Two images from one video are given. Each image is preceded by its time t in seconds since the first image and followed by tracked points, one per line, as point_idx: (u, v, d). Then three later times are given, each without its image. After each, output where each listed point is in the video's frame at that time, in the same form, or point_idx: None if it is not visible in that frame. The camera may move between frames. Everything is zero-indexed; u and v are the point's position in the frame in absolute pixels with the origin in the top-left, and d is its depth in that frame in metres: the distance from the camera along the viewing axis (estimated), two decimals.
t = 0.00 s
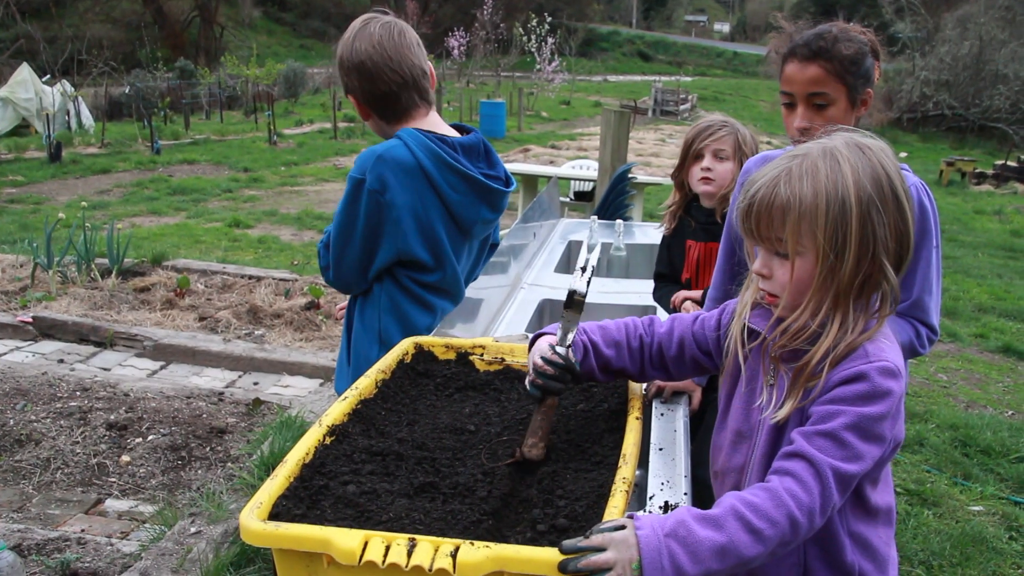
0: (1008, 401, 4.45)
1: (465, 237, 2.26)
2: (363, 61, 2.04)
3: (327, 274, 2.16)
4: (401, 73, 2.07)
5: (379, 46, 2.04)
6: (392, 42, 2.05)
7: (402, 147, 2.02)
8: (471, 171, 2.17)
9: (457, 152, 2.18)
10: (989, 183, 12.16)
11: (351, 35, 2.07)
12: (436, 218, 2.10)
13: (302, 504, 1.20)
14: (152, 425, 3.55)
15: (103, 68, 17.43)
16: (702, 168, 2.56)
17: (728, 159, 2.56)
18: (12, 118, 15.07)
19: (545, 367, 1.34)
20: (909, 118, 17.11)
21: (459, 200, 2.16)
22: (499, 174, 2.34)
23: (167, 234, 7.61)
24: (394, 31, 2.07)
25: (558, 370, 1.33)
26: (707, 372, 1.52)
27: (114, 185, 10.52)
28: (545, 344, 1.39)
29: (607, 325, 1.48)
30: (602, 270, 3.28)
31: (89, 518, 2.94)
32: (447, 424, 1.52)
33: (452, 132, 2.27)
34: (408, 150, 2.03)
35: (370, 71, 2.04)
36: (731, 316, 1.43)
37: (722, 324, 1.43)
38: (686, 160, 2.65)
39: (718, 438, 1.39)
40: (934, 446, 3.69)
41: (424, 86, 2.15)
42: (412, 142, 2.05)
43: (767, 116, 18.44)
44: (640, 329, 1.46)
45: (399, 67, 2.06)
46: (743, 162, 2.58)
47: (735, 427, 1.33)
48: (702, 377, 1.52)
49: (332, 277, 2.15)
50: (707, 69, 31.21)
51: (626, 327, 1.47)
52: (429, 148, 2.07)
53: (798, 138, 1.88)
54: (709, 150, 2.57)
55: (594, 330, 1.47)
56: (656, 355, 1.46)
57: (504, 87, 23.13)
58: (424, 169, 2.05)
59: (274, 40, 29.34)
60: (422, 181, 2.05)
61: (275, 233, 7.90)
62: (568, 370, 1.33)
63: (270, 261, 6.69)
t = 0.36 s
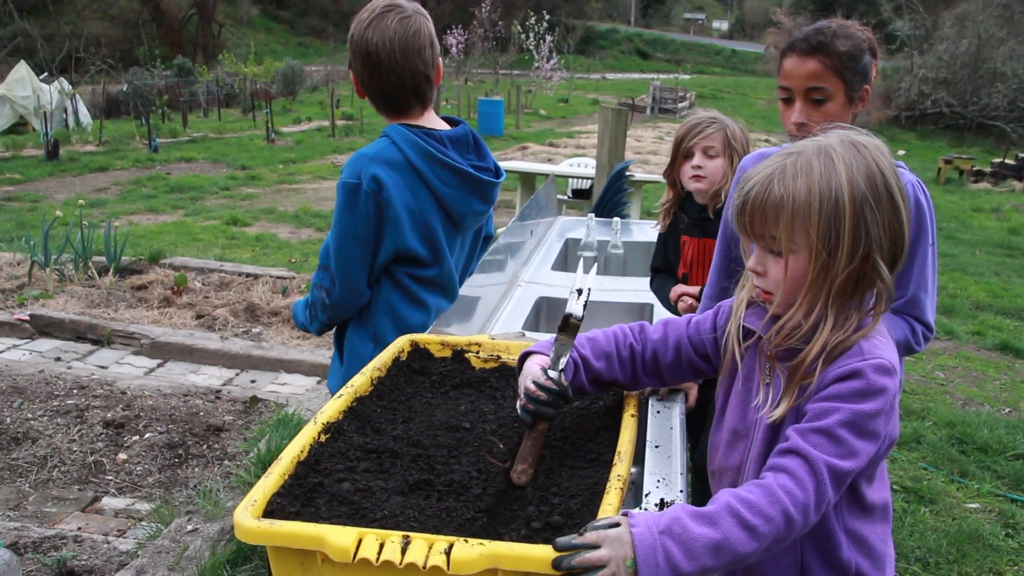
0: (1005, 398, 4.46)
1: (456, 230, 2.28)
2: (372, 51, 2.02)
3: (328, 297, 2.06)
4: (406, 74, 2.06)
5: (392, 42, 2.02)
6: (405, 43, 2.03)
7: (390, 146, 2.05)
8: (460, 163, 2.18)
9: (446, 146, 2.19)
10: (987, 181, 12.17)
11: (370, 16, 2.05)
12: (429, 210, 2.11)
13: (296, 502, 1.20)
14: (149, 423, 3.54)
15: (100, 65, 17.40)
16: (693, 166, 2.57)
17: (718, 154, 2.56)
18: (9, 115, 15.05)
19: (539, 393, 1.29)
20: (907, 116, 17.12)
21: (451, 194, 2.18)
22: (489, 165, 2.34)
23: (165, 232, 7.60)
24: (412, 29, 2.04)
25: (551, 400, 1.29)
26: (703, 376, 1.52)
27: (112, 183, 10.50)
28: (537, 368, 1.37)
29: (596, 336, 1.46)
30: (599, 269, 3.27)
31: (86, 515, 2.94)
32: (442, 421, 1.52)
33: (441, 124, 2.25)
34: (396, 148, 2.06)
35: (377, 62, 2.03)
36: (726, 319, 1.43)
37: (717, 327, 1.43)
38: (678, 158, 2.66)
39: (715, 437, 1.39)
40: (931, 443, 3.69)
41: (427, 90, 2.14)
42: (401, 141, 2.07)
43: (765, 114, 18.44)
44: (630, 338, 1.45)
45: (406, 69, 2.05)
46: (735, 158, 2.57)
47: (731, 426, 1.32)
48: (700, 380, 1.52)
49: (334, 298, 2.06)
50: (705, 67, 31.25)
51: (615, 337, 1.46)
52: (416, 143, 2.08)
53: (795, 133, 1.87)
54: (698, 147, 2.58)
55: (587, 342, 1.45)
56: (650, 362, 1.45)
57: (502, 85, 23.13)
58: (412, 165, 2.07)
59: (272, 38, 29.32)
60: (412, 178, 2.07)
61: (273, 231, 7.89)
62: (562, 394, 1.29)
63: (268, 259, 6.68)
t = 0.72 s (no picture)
0: (1000, 397, 4.47)
1: (450, 225, 2.28)
2: (371, 54, 2.01)
3: (326, 299, 2.03)
4: (402, 79, 2.06)
5: (391, 47, 2.01)
6: (405, 48, 2.02)
7: (382, 142, 2.04)
8: (452, 158, 2.18)
9: (438, 141, 2.19)
10: (983, 179, 12.18)
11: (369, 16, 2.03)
12: (424, 204, 2.11)
13: (291, 500, 1.19)
14: (144, 422, 3.54)
15: (95, 62, 17.36)
16: (687, 167, 2.56)
17: (712, 156, 2.55)
18: (4, 113, 15.00)
19: (536, 385, 1.28)
20: (903, 114, 17.14)
21: (445, 188, 2.18)
22: (481, 160, 2.34)
23: (160, 230, 7.58)
24: (412, 34, 2.04)
25: (548, 390, 1.28)
26: (699, 368, 1.52)
27: (107, 180, 10.47)
28: (535, 360, 1.36)
29: (595, 321, 1.45)
30: (594, 267, 3.28)
31: (81, 514, 2.93)
32: (437, 420, 1.52)
33: (431, 121, 2.25)
34: (389, 144, 2.05)
35: (375, 64, 2.02)
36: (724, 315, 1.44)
37: (715, 323, 1.44)
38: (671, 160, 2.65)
39: (712, 436, 1.39)
40: (926, 441, 3.70)
41: (421, 94, 2.14)
42: (394, 138, 2.07)
43: (761, 113, 18.45)
44: (629, 323, 1.44)
45: (403, 74, 2.05)
46: (728, 157, 2.57)
47: (728, 424, 1.33)
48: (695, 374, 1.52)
49: (332, 299, 2.03)
50: (701, 65, 31.28)
51: (614, 322, 1.45)
52: (408, 139, 2.08)
53: (793, 129, 1.87)
54: (692, 148, 2.58)
55: (585, 328, 1.44)
56: (647, 349, 1.45)
57: (499, 83, 23.11)
58: (405, 160, 2.07)
59: (268, 35, 29.30)
60: (406, 174, 2.07)
61: (268, 229, 7.88)
62: (560, 383, 1.29)
63: (263, 257, 6.67)
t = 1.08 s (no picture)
0: (1004, 395, 4.46)
1: (459, 222, 2.28)
2: (374, 57, 2.01)
3: (342, 295, 2.00)
4: (407, 78, 2.06)
5: (395, 49, 2.01)
6: (409, 48, 2.02)
7: (396, 138, 2.04)
8: (463, 155, 2.18)
9: (448, 139, 2.19)
10: (987, 177, 12.15)
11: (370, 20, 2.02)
12: (436, 201, 2.11)
13: (296, 499, 1.19)
14: (149, 422, 3.54)
15: (98, 63, 17.40)
16: (693, 167, 2.55)
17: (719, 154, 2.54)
18: (8, 114, 15.03)
19: (540, 378, 1.31)
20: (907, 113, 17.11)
21: (455, 186, 2.18)
22: (486, 158, 2.34)
23: (164, 230, 7.60)
24: (414, 33, 2.03)
25: (551, 382, 1.30)
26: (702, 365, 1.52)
27: (111, 181, 10.49)
28: (540, 354, 1.38)
29: (602, 316, 1.46)
30: (598, 267, 3.27)
31: (86, 514, 2.94)
32: (441, 419, 1.52)
33: (438, 120, 2.25)
34: (402, 141, 2.05)
35: (379, 67, 2.02)
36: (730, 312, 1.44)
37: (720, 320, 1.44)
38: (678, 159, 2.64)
39: (715, 435, 1.39)
40: (930, 440, 3.69)
41: (427, 93, 2.14)
42: (407, 135, 2.06)
43: (764, 112, 18.44)
44: (636, 317, 1.45)
45: (407, 75, 2.05)
46: (736, 157, 2.54)
47: (732, 424, 1.33)
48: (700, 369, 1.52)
49: (348, 296, 2.01)
50: (704, 64, 31.28)
51: (621, 316, 1.46)
52: (422, 137, 2.08)
53: (810, 121, 1.87)
54: (699, 148, 2.55)
55: (591, 321, 1.46)
56: (654, 344, 1.46)
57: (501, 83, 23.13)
58: (418, 157, 2.07)
59: (271, 36, 29.35)
60: (419, 171, 2.06)
61: (272, 229, 7.89)
62: (564, 377, 1.31)
63: (267, 257, 6.68)
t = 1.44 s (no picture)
0: (1001, 395, 4.46)
1: (455, 223, 2.28)
2: (375, 54, 2.01)
3: (338, 292, 2.00)
4: (408, 77, 2.06)
5: (395, 46, 2.01)
6: (409, 46, 2.02)
7: (393, 137, 2.04)
8: (460, 156, 2.19)
9: (445, 139, 2.20)
10: (984, 177, 12.18)
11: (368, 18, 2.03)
12: (433, 202, 2.11)
13: (291, 500, 1.20)
14: (146, 422, 3.54)
15: (96, 63, 17.39)
16: (693, 168, 2.56)
17: (719, 156, 2.56)
18: (6, 114, 15.01)
19: (540, 371, 1.33)
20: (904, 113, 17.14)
21: (452, 186, 2.18)
22: (483, 159, 2.34)
23: (162, 231, 7.59)
24: (414, 30, 2.04)
25: (549, 375, 1.32)
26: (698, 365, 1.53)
27: (108, 181, 10.48)
28: (540, 348, 1.40)
29: (602, 312, 1.48)
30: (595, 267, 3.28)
31: (83, 514, 2.94)
32: (437, 419, 1.53)
33: (434, 120, 2.25)
34: (400, 141, 2.05)
35: (379, 64, 2.02)
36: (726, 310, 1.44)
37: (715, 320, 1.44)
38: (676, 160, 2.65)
39: (710, 436, 1.39)
40: (927, 440, 3.70)
41: (425, 93, 2.15)
42: (404, 134, 2.07)
43: (762, 112, 18.47)
44: (637, 315, 1.47)
45: (408, 73, 2.05)
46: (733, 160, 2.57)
47: (726, 423, 1.33)
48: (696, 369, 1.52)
49: (343, 293, 2.01)
50: (702, 64, 31.35)
51: (622, 313, 1.48)
52: (419, 136, 2.09)
53: (816, 119, 1.85)
54: (699, 149, 2.57)
55: (591, 318, 1.48)
56: (654, 342, 1.47)
57: (500, 83, 23.15)
58: (415, 157, 2.07)
59: (269, 36, 29.35)
60: (416, 171, 2.07)
61: (270, 229, 7.89)
62: (562, 370, 1.32)
63: (265, 257, 6.68)
